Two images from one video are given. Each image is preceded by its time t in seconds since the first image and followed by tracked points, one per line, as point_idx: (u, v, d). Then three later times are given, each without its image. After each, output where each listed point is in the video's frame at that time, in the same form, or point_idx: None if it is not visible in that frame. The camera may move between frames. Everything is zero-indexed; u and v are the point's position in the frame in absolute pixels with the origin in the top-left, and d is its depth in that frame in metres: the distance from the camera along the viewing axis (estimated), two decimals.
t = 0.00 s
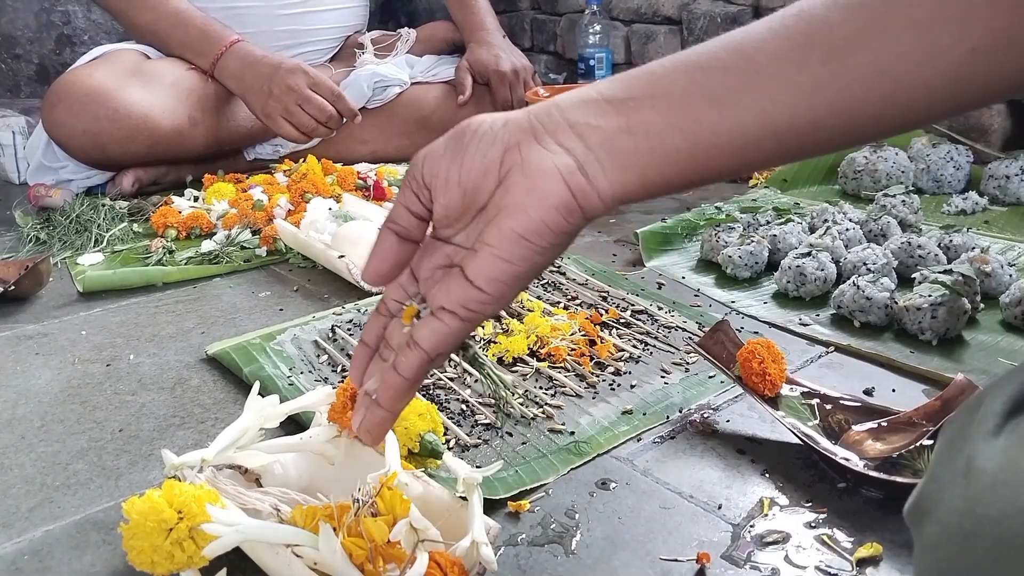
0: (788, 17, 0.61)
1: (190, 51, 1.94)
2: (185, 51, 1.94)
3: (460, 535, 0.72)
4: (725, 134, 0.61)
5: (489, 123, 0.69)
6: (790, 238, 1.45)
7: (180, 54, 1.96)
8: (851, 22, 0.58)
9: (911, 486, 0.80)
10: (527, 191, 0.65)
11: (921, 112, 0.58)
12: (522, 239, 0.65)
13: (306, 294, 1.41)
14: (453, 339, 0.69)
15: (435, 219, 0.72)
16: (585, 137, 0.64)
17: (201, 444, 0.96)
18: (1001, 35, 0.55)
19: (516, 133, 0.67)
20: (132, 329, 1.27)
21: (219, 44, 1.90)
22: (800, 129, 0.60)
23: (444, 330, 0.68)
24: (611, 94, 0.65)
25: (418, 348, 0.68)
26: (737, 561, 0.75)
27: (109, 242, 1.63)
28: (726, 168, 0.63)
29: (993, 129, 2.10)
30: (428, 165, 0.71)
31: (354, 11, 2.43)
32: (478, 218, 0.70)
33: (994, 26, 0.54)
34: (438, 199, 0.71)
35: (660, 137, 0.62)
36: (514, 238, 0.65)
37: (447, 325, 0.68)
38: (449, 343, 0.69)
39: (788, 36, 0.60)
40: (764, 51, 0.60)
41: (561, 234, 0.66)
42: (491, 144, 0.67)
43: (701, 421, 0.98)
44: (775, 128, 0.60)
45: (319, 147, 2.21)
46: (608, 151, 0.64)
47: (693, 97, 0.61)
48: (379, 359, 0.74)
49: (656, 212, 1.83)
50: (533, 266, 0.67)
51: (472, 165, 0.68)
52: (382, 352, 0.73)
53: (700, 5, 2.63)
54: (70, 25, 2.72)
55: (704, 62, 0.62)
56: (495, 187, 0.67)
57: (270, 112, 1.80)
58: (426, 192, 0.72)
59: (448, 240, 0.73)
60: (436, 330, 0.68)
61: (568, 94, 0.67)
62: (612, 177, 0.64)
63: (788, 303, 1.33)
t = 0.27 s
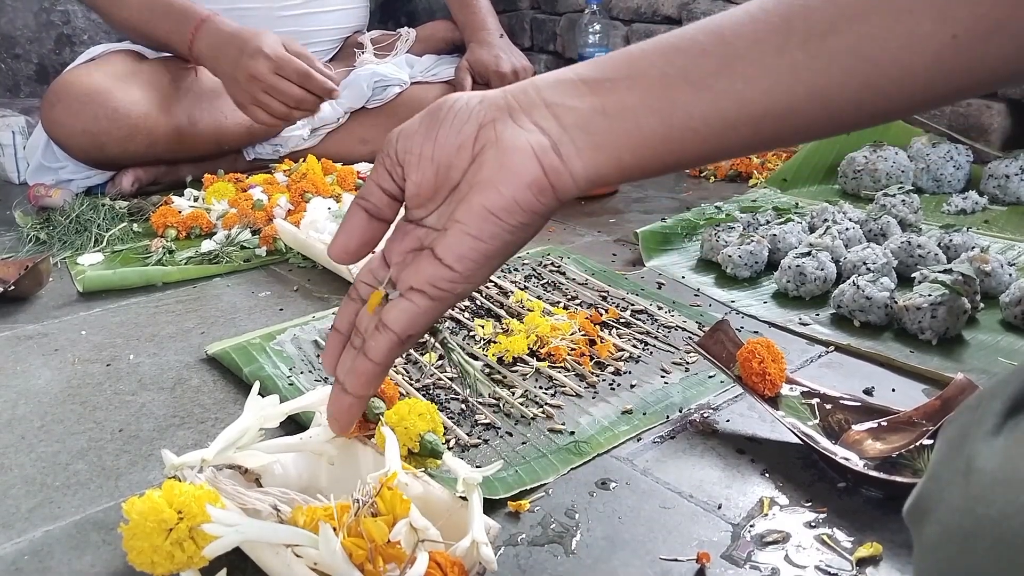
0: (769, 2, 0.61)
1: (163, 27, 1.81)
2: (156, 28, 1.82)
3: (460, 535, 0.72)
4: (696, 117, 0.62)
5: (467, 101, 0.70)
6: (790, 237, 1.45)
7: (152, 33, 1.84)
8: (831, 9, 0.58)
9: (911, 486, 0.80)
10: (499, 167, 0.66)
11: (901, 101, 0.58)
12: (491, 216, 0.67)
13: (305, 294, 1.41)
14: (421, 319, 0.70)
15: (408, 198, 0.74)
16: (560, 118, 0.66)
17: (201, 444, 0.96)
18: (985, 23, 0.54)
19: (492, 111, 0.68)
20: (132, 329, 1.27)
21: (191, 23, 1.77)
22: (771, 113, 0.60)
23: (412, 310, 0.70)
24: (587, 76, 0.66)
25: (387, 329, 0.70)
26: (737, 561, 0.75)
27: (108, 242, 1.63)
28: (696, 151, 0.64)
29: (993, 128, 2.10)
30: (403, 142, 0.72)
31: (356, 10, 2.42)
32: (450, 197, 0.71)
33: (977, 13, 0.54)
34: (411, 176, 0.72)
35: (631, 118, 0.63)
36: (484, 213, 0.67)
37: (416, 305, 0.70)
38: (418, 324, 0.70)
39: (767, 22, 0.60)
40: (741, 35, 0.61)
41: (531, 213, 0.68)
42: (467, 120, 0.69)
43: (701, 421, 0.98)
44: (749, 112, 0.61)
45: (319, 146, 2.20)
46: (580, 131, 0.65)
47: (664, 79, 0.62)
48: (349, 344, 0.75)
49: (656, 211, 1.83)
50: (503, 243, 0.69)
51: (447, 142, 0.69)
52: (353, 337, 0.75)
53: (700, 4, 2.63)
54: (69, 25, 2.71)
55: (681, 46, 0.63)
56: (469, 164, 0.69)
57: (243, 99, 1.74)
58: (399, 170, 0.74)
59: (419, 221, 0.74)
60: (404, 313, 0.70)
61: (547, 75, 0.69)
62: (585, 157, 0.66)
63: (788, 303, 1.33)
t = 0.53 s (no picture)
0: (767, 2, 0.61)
1: None
2: None
3: (460, 534, 0.72)
4: (693, 116, 0.62)
5: (461, 100, 0.70)
6: (790, 236, 1.45)
7: None
8: (828, 9, 0.58)
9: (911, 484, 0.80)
10: (495, 165, 0.66)
11: (898, 102, 0.58)
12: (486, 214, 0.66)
13: (305, 293, 1.41)
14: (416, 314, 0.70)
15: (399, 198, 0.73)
16: (556, 117, 0.66)
17: (200, 444, 0.96)
18: (981, 23, 0.54)
19: (487, 109, 0.68)
20: (131, 329, 1.27)
21: None
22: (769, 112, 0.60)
23: (407, 304, 0.69)
24: (583, 75, 0.66)
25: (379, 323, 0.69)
26: (736, 560, 0.75)
27: (107, 241, 1.63)
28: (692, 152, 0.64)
29: (992, 126, 2.10)
30: (396, 140, 0.72)
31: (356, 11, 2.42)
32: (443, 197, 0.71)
33: (973, 13, 0.53)
34: (404, 175, 0.72)
35: (627, 117, 0.63)
36: (479, 210, 0.66)
37: (411, 298, 0.69)
38: (411, 316, 0.70)
39: (763, 21, 0.60)
40: (738, 34, 0.60)
41: (526, 212, 0.68)
42: (462, 118, 0.69)
43: (701, 420, 0.98)
44: (746, 111, 0.61)
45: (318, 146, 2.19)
46: (576, 130, 0.65)
47: (661, 79, 0.62)
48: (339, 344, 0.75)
49: (655, 210, 1.83)
50: (498, 242, 0.68)
51: (442, 140, 0.69)
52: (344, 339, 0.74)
53: (699, 3, 2.63)
54: (68, 25, 2.71)
55: (678, 46, 0.63)
56: (464, 163, 0.69)
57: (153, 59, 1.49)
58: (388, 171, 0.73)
59: (411, 221, 0.74)
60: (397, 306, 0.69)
61: (542, 74, 0.69)
62: (581, 157, 0.66)
63: (787, 301, 1.33)
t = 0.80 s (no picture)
0: None
1: None
2: None
3: (460, 534, 0.72)
4: (682, 112, 0.62)
5: (453, 96, 0.70)
6: (790, 235, 1.45)
7: None
8: (818, 6, 0.58)
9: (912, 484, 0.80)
10: (485, 159, 0.66)
11: (890, 100, 0.57)
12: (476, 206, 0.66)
13: (305, 292, 1.41)
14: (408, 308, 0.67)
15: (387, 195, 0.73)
16: (547, 113, 0.66)
17: (201, 443, 0.96)
18: (973, 21, 0.53)
19: (479, 105, 0.69)
20: (132, 328, 1.27)
21: None
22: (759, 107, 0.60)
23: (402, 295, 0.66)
24: (574, 72, 0.66)
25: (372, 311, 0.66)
26: (736, 559, 0.75)
27: (108, 240, 1.63)
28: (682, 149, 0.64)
29: (993, 126, 2.10)
30: (384, 135, 0.72)
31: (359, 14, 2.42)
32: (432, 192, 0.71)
33: (964, 12, 0.53)
34: (392, 171, 0.71)
35: (615, 112, 0.64)
36: (468, 202, 0.66)
37: (405, 290, 0.66)
38: (405, 307, 0.67)
39: (753, 18, 0.60)
40: (728, 31, 0.60)
41: (517, 207, 0.68)
42: (453, 114, 0.69)
43: (701, 419, 0.98)
44: (736, 109, 0.61)
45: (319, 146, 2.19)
46: (566, 125, 0.65)
47: (650, 75, 0.63)
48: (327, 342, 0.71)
49: (656, 209, 1.83)
50: (489, 236, 0.68)
51: (432, 135, 0.70)
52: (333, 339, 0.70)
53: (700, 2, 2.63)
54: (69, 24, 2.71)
55: (668, 43, 0.63)
56: (455, 157, 0.69)
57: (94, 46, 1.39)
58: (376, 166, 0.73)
59: (399, 221, 0.73)
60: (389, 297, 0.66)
61: (534, 72, 0.69)
62: (572, 153, 0.66)
63: (788, 301, 1.33)
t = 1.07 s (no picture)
0: None
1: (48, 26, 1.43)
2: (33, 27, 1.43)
3: (460, 535, 0.72)
4: (683, 96, 0.57)
5: (436, 77, 0.65)
6: (790, 237, 1.45)
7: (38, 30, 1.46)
8: None
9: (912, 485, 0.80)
10: (473, 143, 0.61)
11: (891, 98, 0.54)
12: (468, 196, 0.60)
13: (306, 293, 1.42)
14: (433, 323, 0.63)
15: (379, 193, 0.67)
16: (536, 93, 0.61)
17: (201, 443, 0.96)
18: (976, 19, 0.50)
19: (464, 86, 0.63)
20: (132, 329, 1.27)
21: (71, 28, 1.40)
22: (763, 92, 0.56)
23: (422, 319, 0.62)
24: (564, 51, 0.61)
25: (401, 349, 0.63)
26: (737, 560, 0.75)
27: (109, 241, 1.63)
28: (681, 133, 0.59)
29: (993, 127, 2.10)
30: (368, 126, 0.67)
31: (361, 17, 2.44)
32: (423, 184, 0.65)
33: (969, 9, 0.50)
34: (379, 164, 0.66)
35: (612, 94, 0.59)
36: (459, 193, 0.60)
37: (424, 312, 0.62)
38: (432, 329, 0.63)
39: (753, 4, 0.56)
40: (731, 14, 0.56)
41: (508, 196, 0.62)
42: (437, 96, 0.64)
43: (701, 420, 0.98)
44: (738, 94, 0.56)
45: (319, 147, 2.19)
46: (558, 106, 0.60)
47: (649, 55, 0.58)
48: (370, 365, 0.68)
49: (656, 210, 1.83)
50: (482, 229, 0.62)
51: (417, 121, 0.64)
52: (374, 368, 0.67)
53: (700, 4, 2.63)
54: (69, 25, 2.71)
55: (667, 22, 0.58)
56: (440, 144, 0.63)
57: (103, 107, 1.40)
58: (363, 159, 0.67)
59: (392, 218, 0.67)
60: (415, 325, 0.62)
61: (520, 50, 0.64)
62: (563, 135, 0.60)
63: (788, 302, 1.33)
